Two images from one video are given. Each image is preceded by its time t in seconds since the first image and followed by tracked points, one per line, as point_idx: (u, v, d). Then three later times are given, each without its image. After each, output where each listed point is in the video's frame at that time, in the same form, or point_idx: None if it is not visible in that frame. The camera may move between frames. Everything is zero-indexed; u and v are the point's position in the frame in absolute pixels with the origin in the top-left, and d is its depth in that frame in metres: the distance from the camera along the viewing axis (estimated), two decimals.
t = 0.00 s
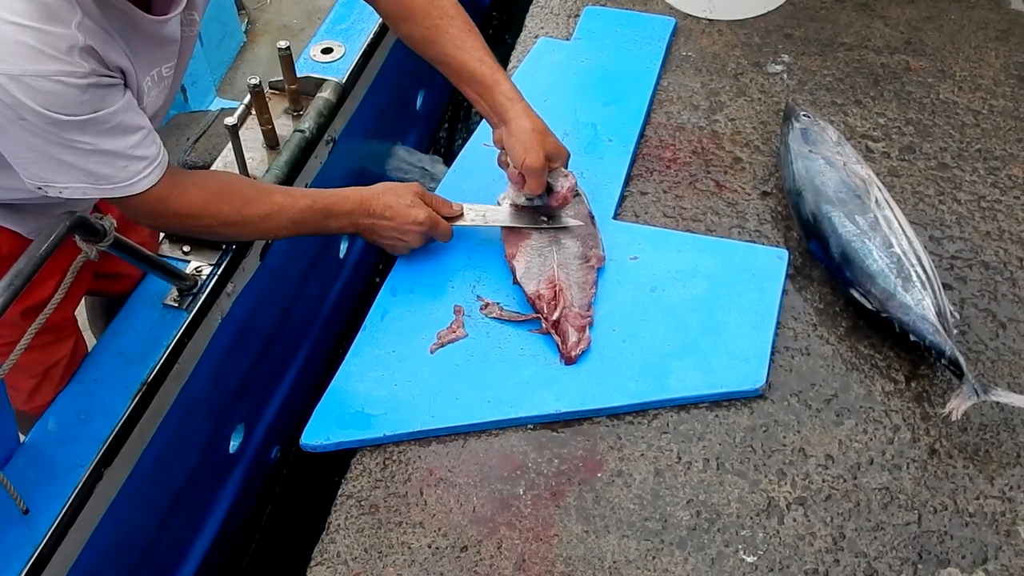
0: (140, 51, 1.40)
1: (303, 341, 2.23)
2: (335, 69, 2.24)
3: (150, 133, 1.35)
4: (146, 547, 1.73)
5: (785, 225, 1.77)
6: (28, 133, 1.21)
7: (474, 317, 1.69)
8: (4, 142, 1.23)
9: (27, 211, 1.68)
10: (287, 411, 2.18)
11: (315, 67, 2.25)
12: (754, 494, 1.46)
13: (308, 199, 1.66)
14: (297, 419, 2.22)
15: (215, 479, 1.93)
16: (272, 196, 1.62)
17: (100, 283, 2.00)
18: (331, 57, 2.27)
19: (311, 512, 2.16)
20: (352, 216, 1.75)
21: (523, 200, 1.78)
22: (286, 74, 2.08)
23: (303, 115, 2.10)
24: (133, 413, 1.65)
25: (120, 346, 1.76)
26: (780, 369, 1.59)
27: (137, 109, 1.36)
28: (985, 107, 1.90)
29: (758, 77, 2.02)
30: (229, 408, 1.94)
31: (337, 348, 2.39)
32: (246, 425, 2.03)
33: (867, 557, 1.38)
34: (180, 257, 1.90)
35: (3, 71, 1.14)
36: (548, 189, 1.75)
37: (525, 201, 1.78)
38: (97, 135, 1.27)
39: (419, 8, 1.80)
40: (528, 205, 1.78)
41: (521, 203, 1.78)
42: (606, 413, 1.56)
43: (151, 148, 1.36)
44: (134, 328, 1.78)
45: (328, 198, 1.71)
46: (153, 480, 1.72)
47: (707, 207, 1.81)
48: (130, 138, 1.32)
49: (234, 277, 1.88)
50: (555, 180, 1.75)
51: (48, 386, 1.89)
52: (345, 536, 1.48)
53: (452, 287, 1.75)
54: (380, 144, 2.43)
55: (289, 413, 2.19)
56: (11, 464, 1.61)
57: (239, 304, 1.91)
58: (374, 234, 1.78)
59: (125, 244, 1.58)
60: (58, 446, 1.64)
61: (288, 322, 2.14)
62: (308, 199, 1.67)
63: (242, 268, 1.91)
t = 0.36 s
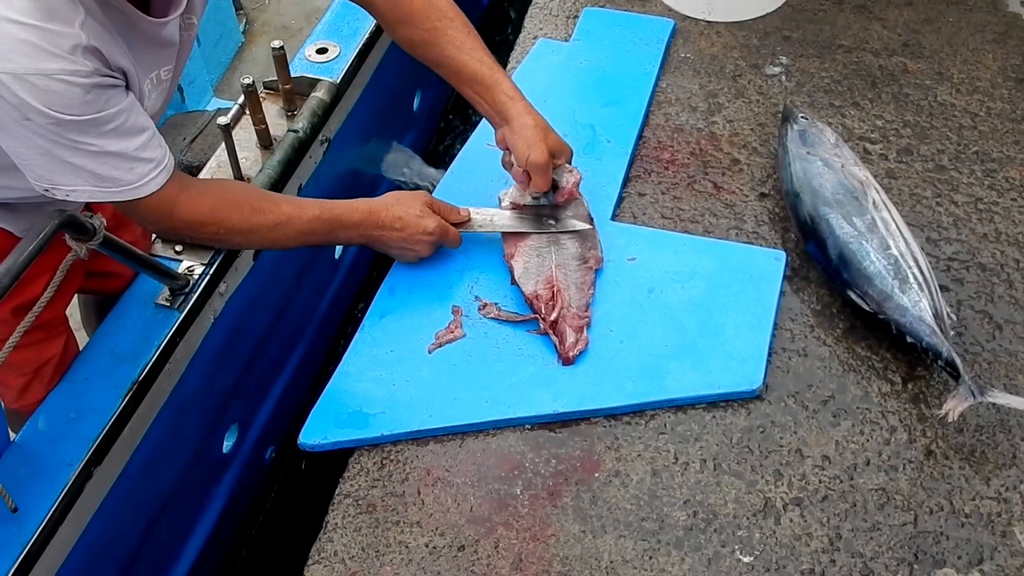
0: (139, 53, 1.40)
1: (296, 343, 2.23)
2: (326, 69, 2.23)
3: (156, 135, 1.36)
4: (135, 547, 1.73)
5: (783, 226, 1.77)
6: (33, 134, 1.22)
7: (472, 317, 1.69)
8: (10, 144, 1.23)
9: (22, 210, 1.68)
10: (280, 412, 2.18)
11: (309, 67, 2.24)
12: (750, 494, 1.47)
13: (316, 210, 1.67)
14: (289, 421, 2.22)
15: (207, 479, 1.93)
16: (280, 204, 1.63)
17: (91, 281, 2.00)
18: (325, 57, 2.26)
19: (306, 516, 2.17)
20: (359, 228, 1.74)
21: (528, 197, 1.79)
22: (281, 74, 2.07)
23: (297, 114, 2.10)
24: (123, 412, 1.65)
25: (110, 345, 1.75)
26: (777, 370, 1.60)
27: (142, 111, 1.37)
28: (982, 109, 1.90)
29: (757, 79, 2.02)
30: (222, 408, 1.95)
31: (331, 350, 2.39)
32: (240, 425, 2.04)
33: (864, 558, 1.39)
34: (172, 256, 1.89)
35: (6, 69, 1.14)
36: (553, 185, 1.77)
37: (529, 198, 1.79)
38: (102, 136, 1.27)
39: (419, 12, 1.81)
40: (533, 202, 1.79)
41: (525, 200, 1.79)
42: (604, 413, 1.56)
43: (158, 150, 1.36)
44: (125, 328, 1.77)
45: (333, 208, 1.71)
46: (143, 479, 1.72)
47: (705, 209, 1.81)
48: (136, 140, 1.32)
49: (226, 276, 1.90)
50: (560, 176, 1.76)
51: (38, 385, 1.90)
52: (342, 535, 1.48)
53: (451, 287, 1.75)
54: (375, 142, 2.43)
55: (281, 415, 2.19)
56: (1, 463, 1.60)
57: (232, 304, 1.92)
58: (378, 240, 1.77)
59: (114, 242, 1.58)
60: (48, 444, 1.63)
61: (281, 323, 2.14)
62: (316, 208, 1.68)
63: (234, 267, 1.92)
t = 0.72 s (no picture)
0: (141, 57, 1.40)
1: (293, 346, 2.23)
2: (326, 76, 2.25)
3: (156, 136, 1.37)
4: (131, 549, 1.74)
5: (778, 228, 1.78)
6: (38, 136, 1.22)
7: (468, 318, 1.70)
8: (12, 143, 1.23)
9: (23, 215, 1.68)
10: (277, 414, 2.18)
11: (308, 74, 2.26)
12: (745, 495, 1.47)
13: (312, 202, 1.67)
14: (286, 423, 2.23)
15: (203, 482, 1.93)
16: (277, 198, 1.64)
17: (89, 286, 2.00)
18: (324, 64, 2.28)
19: (300, 518, 2.17)
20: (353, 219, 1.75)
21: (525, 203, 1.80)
22: (280, 79, 2.11)
23: (297, 121, 2.11)
24: (120, 418, 1.65)
25: (108, 350, 1.77)
26: (772, 371, 1.60)
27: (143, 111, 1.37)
28: (978, 112, 1.91)
29: (753, 82, 2.03)
30: (218, 411, 1.95)
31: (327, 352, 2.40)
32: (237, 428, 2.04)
33: (858, 559, 1.39)
34: (169, 261, 1.91)
35: (14, 73, 1.14)
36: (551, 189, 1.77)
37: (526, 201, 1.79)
38: (105, 137, 1.28)
39: (418, 16, 1.82)
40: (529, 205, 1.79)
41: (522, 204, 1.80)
42: (599, 413, 1.56)
43: (157, 150, 1.37)
44: (122, 333, 1.78)
45: (330, 200, 1.71)
46: (140, 482, 1.73)
47: (701, 210, 1.81)
48: (138, 141, 1.33)
49: (225, 281, 1.89)
50: (557, 180, 1.78)
51: (36, 389, 1.90)
52: (338, 534, 1.48)
53: (447, 287, 1.76)
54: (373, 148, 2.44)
55: (278, 418, 2.19)
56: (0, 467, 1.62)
57: (229, 308, 1.92)
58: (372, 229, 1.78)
59: (115, 248, 1.60)
60: (46, 448, 1.64)
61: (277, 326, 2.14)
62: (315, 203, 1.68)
63: (232, 273, 1.91)
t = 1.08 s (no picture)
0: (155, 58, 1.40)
1: (296, 349, 2.23)
2: (334, 81, 2.25)
3: (166, 137, 1.37)
4: (133, 550, 1.74)
5: (780, 229, 1.78)
6: (52, 136, 1.22)
7: (470, 314, 1.70)
8: (23, 141, 1.23)
9: (32, 215, 1.67)
10: (279, 416, 2.18)
11: (315, 79, 2.26)
12: (745, 494, 1.47)
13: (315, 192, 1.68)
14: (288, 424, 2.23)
15: (203, 483, 1.93)
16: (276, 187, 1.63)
17: (98, 288, 2.01)
18: (333, 69, 2.28)
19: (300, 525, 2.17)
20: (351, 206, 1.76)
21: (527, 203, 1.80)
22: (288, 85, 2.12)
23: (304, 127, 2.12)
24: (127, 419, 1.68)
25: (115, 352, 1.79)
26: (773, 371, 1.60)
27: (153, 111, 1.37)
28: (981, 116, 1.92)
29: (757, 83, 2.03)
30: (220, 413, 1.95)
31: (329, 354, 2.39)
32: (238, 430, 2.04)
33: (858, 559, 1.39)
34: (178, 264, 1.94)
35: (33, 75, 1.14)
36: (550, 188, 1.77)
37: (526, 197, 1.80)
38: (118, 138, 1.28)
39: (423, 13, 1.82)
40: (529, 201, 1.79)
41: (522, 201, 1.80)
42: (600, 411, 1.56)
43: (166, 151, 1.37)
44: (130, 334, 1.81)
45: (327, 190, 1.71)
46: (142, 484, 1.73)
47: (703, 210, 1.82)
48: (148, 141, 1.33)
49: (230, 285, 1.91)
50: (554, 178, 1.76)
51: (44, 389, 1.90)
52: (338, 528, 1.48)
53: (449, 283, 1.76)
54: (377, 152, 2.43)
55: (281, 420, 2.19)
56: (6, 466, 1.65)
57: (234, 312, 1.93)
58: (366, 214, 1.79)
59: (125, 250, 1.64)
60: (52, 449, 1.66)
61: (280, 329, 2.14)
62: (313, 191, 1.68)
63: (238, 277, 1.93)
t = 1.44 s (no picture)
0: (180, 57, 1.40)
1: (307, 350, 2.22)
2: (355, 86, 2.30)
3: (176, 141, 1.37)
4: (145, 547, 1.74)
5: (799, 233, 1.77)
6: (73, 134, 1.22)
7: (488, 314, 1.69)
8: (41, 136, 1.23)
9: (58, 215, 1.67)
10: (288, 415, 2.17)
11: (337, 83, 2.31)
12: (762, 499, 1.47)
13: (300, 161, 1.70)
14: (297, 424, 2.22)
15: (215, 482, 1.92)
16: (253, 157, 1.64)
17: (122, 287, 2.04)
18: (353, 74, 2.33)
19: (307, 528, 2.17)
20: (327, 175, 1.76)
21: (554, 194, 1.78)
22: (309, 88, 2.17)
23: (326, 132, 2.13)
24: (147, 419, 1.73)
25: (136, 351, 1.86)
26: (791, 376, 1.60)
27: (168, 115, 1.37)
28: (1002, 122, 1.91)
29: (776, 86, 2.03)
30: (234, 411, 1.94)
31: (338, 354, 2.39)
32: (250, 429, 2.03)
33: (875, 566, 1.39)
34: (198, 265, 2.02)
35: (68, 72, 1.15)
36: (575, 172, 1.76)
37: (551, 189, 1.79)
38: (134, 139, 1.28)
39: (444, 13, 1.82)
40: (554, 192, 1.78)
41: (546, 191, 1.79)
42: (617, 413, 1.56)
43: (174, 154, 1.37)
44: (150, 336, 1.87)
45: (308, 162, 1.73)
46: (160, 482, 1.73)
47: (722, 214, 1.81)
48: (160, 144, 1.33)
49: (250, 289, 1.94)
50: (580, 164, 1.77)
51: (66, 386, 1.94)
52: (354, 526, 1.48)
53: (466, 283, 1.76)
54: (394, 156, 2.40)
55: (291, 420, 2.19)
56: (28, 462, 1.70)
57: (253, 314, 1.92)
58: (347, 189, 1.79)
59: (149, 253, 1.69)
60: (73, 446, 1.73)
61: (295, 329, 2.14)
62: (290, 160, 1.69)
63: (258, 279, 1.95)
